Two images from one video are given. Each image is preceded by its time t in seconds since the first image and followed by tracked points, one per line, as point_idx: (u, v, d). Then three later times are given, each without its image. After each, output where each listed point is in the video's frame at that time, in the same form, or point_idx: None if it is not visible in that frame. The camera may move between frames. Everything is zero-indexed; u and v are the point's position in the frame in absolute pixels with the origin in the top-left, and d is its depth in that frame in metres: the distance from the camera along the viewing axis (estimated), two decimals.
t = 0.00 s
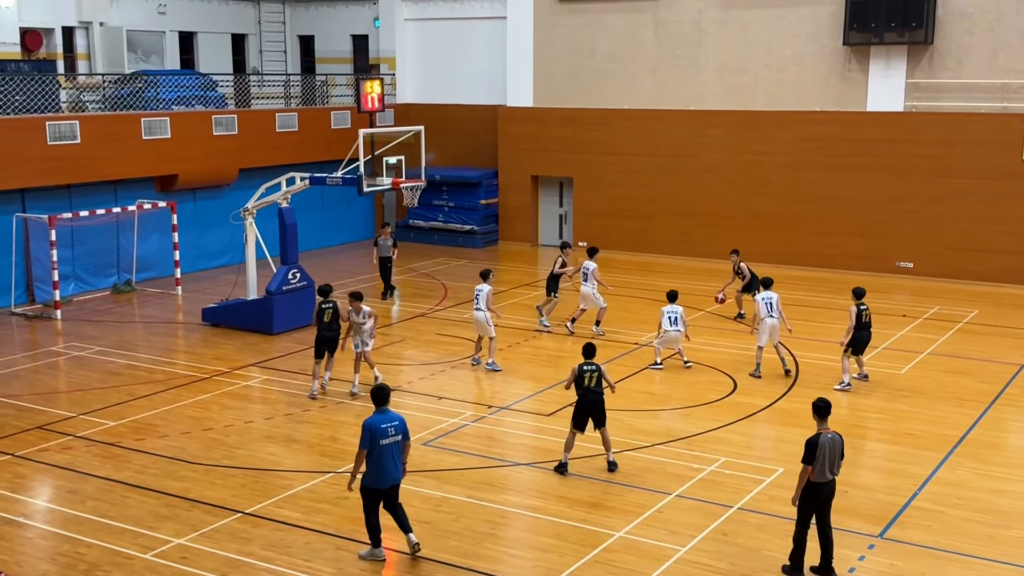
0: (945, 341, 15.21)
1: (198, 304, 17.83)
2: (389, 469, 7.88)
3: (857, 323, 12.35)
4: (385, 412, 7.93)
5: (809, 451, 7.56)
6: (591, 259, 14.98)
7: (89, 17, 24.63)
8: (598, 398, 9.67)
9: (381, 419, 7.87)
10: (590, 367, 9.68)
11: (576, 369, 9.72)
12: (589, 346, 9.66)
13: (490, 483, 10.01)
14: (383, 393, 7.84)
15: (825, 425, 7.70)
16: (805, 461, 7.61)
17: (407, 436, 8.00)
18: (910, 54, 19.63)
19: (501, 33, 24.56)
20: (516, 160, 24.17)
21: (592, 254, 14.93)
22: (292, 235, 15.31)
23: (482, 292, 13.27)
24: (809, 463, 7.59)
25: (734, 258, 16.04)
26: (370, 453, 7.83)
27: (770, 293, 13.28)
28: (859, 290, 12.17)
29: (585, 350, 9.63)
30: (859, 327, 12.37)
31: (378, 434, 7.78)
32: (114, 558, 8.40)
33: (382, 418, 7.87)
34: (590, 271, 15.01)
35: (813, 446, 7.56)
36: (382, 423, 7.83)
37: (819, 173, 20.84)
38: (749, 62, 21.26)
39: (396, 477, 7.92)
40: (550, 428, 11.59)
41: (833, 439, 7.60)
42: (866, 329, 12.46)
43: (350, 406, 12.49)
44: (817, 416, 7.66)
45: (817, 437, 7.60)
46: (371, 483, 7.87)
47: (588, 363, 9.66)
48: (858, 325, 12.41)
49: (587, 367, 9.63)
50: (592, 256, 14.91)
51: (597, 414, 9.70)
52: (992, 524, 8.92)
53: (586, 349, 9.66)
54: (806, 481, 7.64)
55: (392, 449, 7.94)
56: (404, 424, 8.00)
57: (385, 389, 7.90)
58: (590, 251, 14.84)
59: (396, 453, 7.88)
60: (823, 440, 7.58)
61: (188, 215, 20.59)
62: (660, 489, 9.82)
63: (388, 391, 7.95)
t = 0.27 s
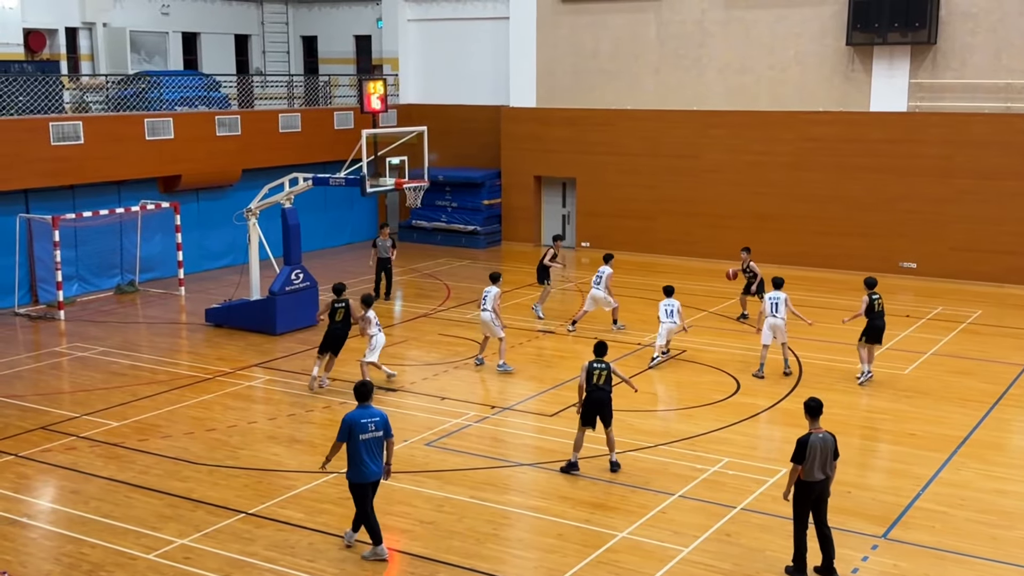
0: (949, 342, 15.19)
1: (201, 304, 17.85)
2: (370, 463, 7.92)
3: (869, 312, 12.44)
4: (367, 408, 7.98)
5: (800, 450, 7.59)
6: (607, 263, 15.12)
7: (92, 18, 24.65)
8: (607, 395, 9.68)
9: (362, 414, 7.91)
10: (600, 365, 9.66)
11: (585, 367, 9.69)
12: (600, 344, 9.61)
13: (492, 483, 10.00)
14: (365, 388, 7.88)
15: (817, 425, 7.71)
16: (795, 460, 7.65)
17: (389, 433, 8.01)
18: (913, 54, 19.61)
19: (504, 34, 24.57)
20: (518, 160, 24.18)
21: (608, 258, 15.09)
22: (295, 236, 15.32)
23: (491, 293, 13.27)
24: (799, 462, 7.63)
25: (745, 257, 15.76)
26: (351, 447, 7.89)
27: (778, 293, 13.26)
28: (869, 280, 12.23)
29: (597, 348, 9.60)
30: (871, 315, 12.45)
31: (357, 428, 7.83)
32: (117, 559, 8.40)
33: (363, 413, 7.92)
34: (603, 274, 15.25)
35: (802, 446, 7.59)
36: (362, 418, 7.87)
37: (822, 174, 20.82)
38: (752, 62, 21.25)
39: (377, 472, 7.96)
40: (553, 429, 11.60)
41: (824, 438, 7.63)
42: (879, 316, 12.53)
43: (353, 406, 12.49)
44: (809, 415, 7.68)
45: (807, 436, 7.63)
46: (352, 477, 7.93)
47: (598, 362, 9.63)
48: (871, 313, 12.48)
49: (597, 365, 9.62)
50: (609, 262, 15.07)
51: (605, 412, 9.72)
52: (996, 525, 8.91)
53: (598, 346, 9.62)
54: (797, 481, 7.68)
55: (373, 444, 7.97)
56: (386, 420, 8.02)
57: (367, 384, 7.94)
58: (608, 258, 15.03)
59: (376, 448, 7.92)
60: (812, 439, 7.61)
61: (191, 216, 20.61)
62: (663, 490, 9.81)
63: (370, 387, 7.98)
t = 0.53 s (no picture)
0: (949, 342, 15.19)
1: (202, 304, 17.86)
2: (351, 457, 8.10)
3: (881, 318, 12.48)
4: (351, 403, 8.18)
5: (794, 450, 7.60)
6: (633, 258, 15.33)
7: (92, 18, 24.65)
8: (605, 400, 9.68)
9: (346, 408, 8.11)
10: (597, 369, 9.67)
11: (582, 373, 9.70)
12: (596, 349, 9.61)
13: (493, 483, 10.01)
14: (350, 383, 8.09)
15: (812, 424, 7.71)
16: (790, 460, 7.66)
17: (372, 429, 8.20)
18: (913, 54, 19.62)
19: (504, 34, 24.57)
20: (518, 160, 24.18)
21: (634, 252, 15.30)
22: (295, 236, 15.33)
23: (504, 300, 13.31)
24: (795, 462, 7.64)
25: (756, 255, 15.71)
26: (333, 441, 8.07)
27: (794, 292, 13.35)
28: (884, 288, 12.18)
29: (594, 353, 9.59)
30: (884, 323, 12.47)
31: (340, 421, 8.03)
32: (118, 559, 8.41)
33: (348, 407, 8.12)
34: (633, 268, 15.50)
35: (796, 446, 7.60)
36: (346, 412, 8.07)
37: (822, 174, 20.83)
38: (752, 62, 21.26)
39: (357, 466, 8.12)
40: (554, 429, 11.60)
41: (819, 438, 7.63)
42: (892, 323, 12.55)
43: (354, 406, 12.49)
44: (805, 414, 7.68)
45: (802, 436, 7.64)
46: (334, 470, 8.09)
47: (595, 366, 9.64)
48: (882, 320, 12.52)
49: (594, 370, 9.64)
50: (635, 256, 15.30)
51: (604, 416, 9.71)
52: (996, 525, 8.91)
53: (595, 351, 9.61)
54: (792, 481, 7.70)
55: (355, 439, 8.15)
56: (370, 416, 8.20)
57: (353, 380, 8.16)
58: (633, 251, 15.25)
59: (357, 442, 8.10)
60: (807, 439, 7.61)
61: (191, 216, 20.61)
62: (663, 490, 9.81)
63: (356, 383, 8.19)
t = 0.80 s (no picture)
0: (948, 341, 15.19)
1: (200, 304, 17.84)
2: (331, 453, 8.11)
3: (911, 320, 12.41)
4: (332, 399, 8.16)
5: (791, 450, 7.59)
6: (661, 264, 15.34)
7: (91, 18, 24.63)
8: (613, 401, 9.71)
9: (325, 405, 8.10)
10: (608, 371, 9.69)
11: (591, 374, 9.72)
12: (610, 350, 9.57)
13: (491, 483, 10.00)
14: (329, 380, 8.07)
15: (810, 423, 7.70)
16: (788, 460, 7.65)
17: (353, 425, 8.15)
18: (911, 54, 19.62)
19: (503, 33, 24.56)
20: (517, 160, 24.18)
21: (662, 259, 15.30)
22: (293, 236, 15.32)
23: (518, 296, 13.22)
24: (792, 461, 7.64)
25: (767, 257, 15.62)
26: (314, 437, 8.10)
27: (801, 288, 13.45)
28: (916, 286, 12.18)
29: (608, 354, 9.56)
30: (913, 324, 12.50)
31: (318, 419, 8.03)
32: (116, 559, 8.40)
33: (327, 404, 8.10)
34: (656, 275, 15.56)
35: (794, 445, 7.59)
36: (324, 409, 8.06)
37: (820, 173, 20.84)
38: (750, 62, 21.26)
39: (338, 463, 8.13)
40: (553, 428, 11.60)
41: (817, 437, 7.62)
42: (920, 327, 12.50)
43: (352, 406, 12.49)
44: (802, 414, 7.66)
45: (800, 436, 7.62)
46: (316, 465, 8.15)
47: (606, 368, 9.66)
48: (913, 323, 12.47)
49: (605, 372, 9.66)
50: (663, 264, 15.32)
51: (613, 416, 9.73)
52: (995, 524, 8.92)
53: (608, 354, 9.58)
54: (790, 480, 7.69)
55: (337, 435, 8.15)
56: (351, 413, 8.15)
57: (334, 376, 8.13)
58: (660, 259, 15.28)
59: (337, 439, 8.09)
60: (804, 438, 7.60)
61: (189, 216, 20.61)
62: (662, 489, 9.81)
63: (336, 379, 8.15)
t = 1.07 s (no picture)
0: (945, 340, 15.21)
1: (197, 304, 17.83)
2: (306, 451, 8.11)
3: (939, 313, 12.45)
4: (310, 398, 8.17)
5: (788, 448, 7.59)
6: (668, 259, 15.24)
7: (87, 18, 24.59)
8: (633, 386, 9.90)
9: (302, 403, 8.13)
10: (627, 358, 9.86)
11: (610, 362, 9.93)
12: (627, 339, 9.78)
13: (489, 482, 10.01)
14: (307, 378, 8.10)
15: (808, 422, 7.69)
16: (785, 458, 7.66)
17: (330, 423, 8.13)
18: (907, 53, 19.64)
19: (500, 33, 24.55)
20: (514, 159, 24.18)
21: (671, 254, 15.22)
22: (290, 235, 15.32)
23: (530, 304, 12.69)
24: (789, 460, 7.64)
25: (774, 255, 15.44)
26: (291, 435, 8.14)
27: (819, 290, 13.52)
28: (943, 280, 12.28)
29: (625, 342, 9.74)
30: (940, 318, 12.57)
31: (293, 417, 8.06)
32: (113, 559, 8.39)
33: (304, 402, 8.12)
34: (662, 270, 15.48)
35: (790, 444, 7.59)
36: (299, 407, 8.08)
37: (817, 172, 20.86)
38: (747, 61, 21.27)
39: (313, 461, 8.12)
40: (550, 427, 11.61)
41: (814, 436, 7.61)
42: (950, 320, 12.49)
43: (350, 406, 12.49)
44: (800, 413, 7.66)
45: (796, 435, 7.63)
46: (293, 463, 8.17)
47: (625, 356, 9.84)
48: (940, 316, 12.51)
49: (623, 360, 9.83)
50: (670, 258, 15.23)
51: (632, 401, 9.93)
52: (991, 522, 8.94)
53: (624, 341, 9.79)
54: (788, 479, 7.70)
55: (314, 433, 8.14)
56: (328, 411, 8.12)
57: (313, 375, 8.15)
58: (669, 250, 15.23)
59: (312, 437, 8.08)
60: (801, 437, 7.60)
61: (186, 216, 20.59)
62: (659, 488, 9.82)
63: (314, 379, 8.14)
